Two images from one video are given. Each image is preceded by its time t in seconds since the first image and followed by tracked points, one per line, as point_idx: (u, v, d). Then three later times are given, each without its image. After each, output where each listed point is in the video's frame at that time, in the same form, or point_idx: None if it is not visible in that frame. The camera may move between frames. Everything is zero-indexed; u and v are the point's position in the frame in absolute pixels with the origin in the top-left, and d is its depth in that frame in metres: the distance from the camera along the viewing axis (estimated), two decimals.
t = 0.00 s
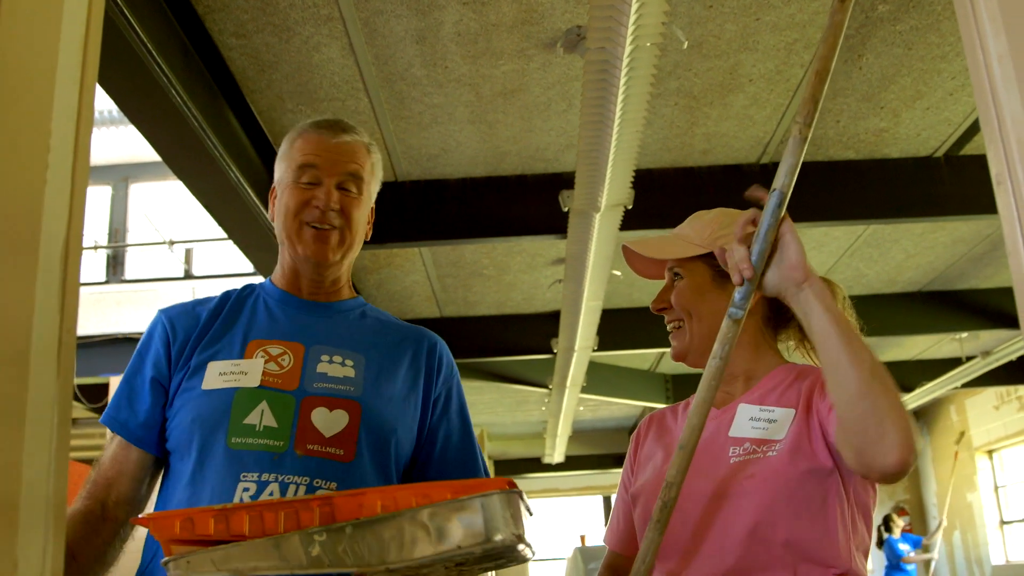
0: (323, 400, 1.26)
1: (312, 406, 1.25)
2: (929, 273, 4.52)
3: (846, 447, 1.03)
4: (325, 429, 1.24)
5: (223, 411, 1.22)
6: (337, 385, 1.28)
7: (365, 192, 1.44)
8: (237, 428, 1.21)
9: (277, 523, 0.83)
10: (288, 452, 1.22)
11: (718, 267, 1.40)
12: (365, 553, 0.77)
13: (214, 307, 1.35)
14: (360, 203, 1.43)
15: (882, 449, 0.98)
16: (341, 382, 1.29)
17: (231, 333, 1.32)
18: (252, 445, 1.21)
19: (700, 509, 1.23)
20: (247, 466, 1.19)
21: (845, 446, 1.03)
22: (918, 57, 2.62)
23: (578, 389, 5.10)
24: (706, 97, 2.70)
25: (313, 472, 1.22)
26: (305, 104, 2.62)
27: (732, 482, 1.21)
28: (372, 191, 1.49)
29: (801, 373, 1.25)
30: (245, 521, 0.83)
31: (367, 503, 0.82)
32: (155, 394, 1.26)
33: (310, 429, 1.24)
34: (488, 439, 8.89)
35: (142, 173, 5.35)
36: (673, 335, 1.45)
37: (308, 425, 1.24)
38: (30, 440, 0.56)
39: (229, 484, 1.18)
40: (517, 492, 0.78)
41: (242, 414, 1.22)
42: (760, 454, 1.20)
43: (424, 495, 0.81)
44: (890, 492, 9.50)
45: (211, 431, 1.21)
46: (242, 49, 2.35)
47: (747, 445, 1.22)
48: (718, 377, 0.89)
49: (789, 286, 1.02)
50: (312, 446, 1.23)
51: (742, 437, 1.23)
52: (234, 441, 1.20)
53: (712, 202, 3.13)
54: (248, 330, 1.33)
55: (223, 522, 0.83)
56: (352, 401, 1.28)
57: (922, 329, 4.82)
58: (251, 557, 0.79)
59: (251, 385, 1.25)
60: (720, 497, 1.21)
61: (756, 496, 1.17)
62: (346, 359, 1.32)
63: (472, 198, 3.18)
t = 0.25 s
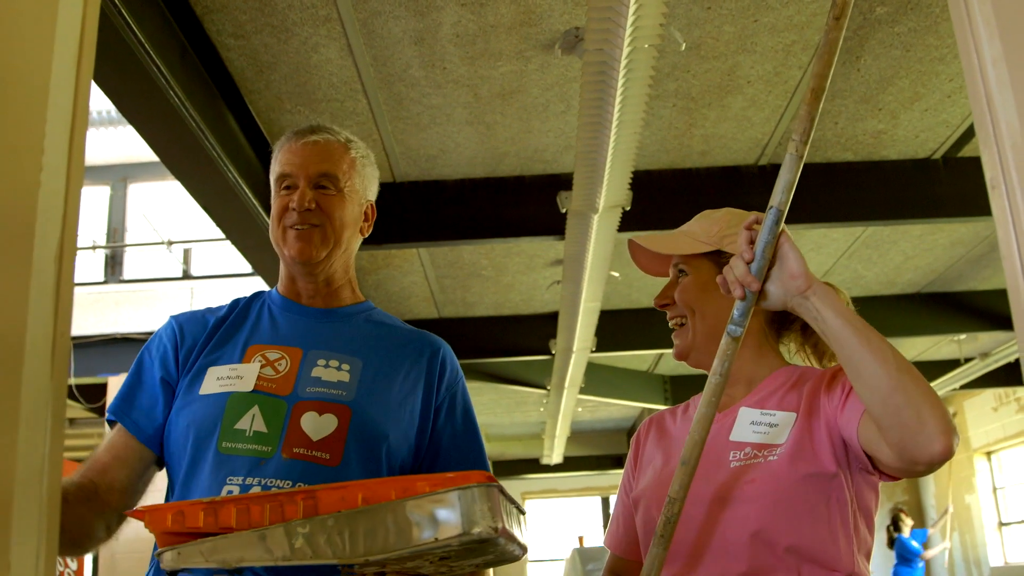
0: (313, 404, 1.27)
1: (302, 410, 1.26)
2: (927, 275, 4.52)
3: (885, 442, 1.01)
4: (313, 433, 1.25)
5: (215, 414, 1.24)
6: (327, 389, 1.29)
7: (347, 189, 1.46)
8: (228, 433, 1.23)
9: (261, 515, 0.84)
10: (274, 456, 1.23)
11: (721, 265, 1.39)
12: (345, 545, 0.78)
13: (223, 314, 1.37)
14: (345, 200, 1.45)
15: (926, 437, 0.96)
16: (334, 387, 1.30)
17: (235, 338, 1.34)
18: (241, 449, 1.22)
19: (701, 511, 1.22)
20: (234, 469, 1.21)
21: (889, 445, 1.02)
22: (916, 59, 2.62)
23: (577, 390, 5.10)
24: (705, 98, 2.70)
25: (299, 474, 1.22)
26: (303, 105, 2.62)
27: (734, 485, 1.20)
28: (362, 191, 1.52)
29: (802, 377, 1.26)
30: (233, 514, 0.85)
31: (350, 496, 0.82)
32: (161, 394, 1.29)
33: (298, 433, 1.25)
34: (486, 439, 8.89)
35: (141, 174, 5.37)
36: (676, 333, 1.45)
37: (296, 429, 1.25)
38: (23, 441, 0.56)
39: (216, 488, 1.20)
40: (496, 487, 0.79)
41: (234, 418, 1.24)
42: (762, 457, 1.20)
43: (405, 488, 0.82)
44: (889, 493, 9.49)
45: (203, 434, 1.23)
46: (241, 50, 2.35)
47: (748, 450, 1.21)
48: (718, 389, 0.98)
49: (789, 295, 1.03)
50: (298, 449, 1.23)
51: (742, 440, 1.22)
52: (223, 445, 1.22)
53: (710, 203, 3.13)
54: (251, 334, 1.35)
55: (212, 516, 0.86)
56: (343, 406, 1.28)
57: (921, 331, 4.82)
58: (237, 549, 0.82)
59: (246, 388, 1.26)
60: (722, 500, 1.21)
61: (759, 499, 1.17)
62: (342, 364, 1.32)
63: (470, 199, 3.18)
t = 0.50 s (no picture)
0: (302, 396, 1.27)
1: (292, 402, 1.26)
2: (927, 274, 4.52)
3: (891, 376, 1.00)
4: (303, 425, 1.25)
5: (204, 405, 1.22)
6: (316, 380, 1.29)
7: (339, 184, 1.45)
8: (217, 423, 1.22)
9: (244, 505, 0.88)
10: (265, 448, 1.22)
11: (721, 261, 1.40)
12: (328, 535, 0.84)
13: (206, 306, 1.35)
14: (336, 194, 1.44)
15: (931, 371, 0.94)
16: (322, 378, 1.30)
17: (219, 330, 1.32)
18: (231, 440, 1.21)
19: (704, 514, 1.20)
20: (229, 462, 1.20)
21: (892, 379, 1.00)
22: (914, 58, 2.62)
23: (576, 389, 5.10)
24: (703, 98, 2.70)
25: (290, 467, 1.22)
26: (302, 105, 2.62)
27: (733, 486, 1.19)
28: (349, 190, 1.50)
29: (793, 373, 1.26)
30: (214, 503, 0.89)
31: (331, 485, 0.88)
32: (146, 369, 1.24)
33: (288, 425, 1.24)
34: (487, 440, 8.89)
35: (140, 176, 5.37)
36: (670, 326, 1.44)
37: (287, 419, 1.25)
38: (20, 438, 0.56)
39: (208, 480, 1.19)
40: (483, 478, 0.85)
41: (223, 408, 1.23)
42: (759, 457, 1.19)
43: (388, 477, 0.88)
44: (889, 492, 9.50)
45: (191, 426, 1.21)
46: (239, 51, 2.35)
47: (744, 452, 1.20)
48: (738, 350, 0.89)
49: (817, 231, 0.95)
50: (290, 441, 1.23)
51: (739, 444, 1.21)
52: (216, 436, 1.21)
53: (709, 203, 3.13)
54: (232, 326, 1.32)
55: (193, 505, 0.89)
56: (333, 396, 1.29)
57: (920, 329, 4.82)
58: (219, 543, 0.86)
59: (234, 378, 1.25)
60: (722, 503, 1.19)
61: (762, 502, 1.16)
62: (328, 355, 1.33)
63: (469, 198, 3.18)
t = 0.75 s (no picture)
0: (298, 388, 1.29)
1: (287, 395, 1.28)
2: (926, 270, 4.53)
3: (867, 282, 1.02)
4: (302, 418, 1.27)
5: (198, 394, 1.21)
6: (310, 373, 1.32)
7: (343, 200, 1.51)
8: (216, 413, 1.21)
9: (228, 489, 0.88)
10: (266, 440, 1.24)
11: (707, 254, 1.41)
12: (316, 520, 0.84)
13: (181, 286, 1.31)
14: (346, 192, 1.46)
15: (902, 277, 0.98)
16: (315, 372, 1.32)
17: (203, 313, 1.30)
18: (232, 431, 1.22)
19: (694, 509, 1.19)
20: (230, 453, 1.21)
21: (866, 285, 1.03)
22: (915, 54, 2.62)
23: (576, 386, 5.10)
24: (704, 94, 2.70)
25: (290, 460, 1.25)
26: (302, 101, 2.62)
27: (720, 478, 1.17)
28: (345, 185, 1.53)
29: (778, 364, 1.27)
30: (198, 487, 0.88)
31: (320, 470, 0.89)
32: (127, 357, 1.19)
33: (287, 418, 1.27)
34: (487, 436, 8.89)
35: (140, 172, 5.36)
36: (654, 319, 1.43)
37: (284, 413, 1.27)
38: (20, 434, 0.56)
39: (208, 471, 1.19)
40: (472, 462, 0.86)
41: (221, 398, 1.22)
42: (747, 447, 1.18)
43: (377, 461, 0.89)
44: (888, 489, 9.51)
45: (186, 415, 1.20)
46: (240, 47, 2.35)
47: (733, 444, 1.19)
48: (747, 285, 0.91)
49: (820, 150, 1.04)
50: (290, 435, 1.26)
51: (727, 437, 1.21)
52: (215, 426, 1.20)
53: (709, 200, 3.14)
54: (218, 312, 1.31)
55: (176, 489, 0.89)
56: (326, 390, 1.32)
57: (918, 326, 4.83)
58: (203, 526, 0.85)
59: (228, 367, 1.25)
60: (710, 496, 1.17)
61: (748, 490, 1.14)
62: (316, 348, 1.35)
63: (468, 194, 3.18)
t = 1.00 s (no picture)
0: (295, 382, 1.31)
1: (285, 388, 1.29)
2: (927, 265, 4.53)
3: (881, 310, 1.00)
4: (301, 413, 1.29)
5: (196, 386, 1.21)
6: (308, 367, 1.33)
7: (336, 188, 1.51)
8: (215, 406, 1.21)
9: (226, 476, 0.88)
10: (266, 434, 1.25)
11: (688, 249, 1.41)
12: (323, 502, 0.84)
13: (173, 276, 1.30)
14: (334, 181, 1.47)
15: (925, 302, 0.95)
16: (312, 366, 1.34)
17: (198, 304, 1.29)
18: (233, 425, 1.22)
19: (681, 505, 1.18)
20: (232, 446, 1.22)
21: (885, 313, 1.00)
22: (915, 49, 2.62)
23: (576, 380, 5.10)
24: (704, 89, 2.70)
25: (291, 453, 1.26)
26: (302, 96, 2.62)
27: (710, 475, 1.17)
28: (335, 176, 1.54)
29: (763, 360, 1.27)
30: (198, 474, 0.88)
31: (321, 453, 0.90)
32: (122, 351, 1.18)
33: (287, 412, 1.28)
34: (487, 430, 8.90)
35: (141, 166, 5.36)
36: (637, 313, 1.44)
37: (283, 407, 1.28)
38: (23, 430, 0.56)
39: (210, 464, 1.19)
40: (475, 441, 0.86)
41: (221, 391, 1.23)
42: (737, 444, 1.17)
43: (379, 441, 0.91)
44: (888, 484, 9.52)
45: (185, 408, 1.20)
46: (240, 41, 2.35)
47: (721, 440, 1.19)
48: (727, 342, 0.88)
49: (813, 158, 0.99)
50: (289, 429, 1.27)
51: (715, 432, 1.20)
52: (215, 419, 1.20)
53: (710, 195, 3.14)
54: (213, 304, 1.30)
55: (174, 476, 0.89)
56: (324, 384, 1.33)
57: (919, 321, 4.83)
58: (208, 510, 0.84)
59: (226, 359, 1.25)
60: (699, 494, 1.17)
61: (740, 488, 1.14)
62: (311, 342, 1.36)
63: (469, 189, 3.18)
